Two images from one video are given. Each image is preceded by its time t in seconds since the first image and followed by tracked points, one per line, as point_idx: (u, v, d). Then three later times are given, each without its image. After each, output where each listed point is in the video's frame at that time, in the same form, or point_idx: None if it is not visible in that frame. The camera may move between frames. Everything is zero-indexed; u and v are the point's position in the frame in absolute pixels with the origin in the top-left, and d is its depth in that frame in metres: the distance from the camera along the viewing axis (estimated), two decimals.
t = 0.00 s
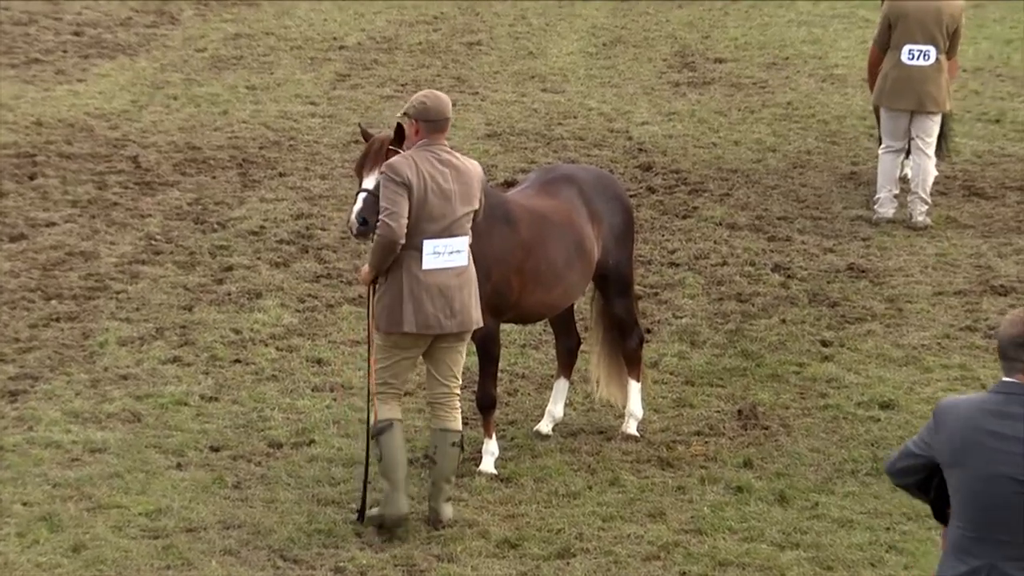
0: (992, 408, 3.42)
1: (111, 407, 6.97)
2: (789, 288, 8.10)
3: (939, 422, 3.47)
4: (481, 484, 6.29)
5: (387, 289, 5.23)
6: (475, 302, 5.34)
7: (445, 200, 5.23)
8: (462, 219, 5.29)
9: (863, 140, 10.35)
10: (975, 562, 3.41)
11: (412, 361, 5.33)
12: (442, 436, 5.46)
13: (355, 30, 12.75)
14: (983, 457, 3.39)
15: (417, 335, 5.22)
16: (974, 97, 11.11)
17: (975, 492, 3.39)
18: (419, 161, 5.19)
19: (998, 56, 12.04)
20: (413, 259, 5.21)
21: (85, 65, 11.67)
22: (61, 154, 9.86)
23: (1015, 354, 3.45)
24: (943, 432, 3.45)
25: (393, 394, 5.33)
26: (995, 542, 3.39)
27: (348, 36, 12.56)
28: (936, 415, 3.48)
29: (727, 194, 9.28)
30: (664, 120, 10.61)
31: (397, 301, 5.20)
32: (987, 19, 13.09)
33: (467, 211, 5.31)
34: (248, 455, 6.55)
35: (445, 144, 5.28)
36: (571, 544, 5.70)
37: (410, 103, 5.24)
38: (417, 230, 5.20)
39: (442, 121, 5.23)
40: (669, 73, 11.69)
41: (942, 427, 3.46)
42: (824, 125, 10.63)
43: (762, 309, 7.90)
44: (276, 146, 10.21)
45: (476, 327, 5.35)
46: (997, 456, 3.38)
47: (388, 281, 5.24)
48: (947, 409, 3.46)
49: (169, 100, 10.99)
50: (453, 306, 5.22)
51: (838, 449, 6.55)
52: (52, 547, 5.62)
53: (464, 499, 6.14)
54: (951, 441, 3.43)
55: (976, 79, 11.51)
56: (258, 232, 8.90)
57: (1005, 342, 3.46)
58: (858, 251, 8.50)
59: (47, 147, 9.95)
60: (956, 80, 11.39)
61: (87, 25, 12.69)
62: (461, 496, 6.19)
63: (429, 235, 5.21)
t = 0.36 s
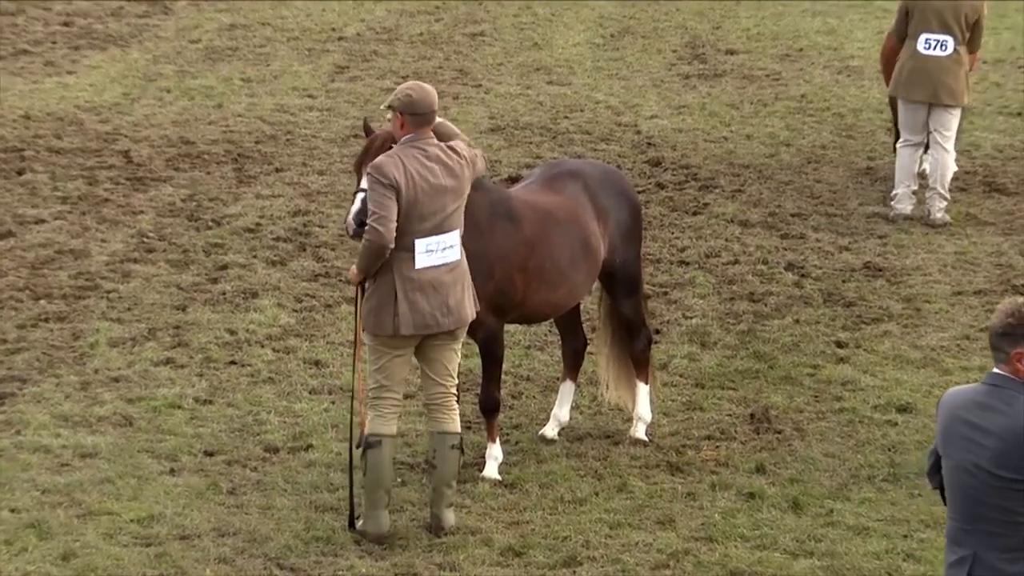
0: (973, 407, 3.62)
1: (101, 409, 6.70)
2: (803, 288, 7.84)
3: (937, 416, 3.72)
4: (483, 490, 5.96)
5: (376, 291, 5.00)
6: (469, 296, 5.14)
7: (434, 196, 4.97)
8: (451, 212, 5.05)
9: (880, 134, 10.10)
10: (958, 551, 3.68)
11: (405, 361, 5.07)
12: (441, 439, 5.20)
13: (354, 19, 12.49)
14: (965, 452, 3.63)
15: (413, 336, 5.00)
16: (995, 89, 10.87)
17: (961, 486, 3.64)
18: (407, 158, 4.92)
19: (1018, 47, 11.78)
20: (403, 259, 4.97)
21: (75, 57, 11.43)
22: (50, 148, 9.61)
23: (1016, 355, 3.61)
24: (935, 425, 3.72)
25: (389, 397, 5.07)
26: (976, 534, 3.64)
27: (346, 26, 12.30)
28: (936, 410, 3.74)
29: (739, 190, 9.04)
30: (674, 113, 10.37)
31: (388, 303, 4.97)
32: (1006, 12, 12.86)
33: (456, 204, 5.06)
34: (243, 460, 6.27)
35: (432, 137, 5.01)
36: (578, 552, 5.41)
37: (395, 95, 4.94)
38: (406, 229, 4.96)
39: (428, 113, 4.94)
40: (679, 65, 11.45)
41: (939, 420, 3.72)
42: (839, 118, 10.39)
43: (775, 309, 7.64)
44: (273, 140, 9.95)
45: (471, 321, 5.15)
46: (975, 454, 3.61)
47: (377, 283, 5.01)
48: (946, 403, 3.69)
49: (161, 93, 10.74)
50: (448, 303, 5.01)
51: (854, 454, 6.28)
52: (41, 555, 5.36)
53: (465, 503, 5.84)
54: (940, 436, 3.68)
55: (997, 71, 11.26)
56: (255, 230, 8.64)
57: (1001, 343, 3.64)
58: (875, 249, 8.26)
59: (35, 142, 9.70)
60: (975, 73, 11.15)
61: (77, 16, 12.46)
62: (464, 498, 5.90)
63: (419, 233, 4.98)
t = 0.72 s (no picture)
0: (998, 378, 3.42)
1: (90, 413, 6.52)
2: (811, 288, 7.66)
3: (946, 397, 3.44)
4: (483, 495, 5.76)
5: (363, 294, 4.82)
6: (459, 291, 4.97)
7: (418, 195, 4.79)
8: (435, 209, 4.86)
9: (890, 131, 9.93)
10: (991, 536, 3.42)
11: (396, 363, 4.89)
12: (435, 442, 5.03)
13: (350, 13, 12.31)
14: (996, 429, 3.40)
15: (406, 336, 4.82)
16: (1008, 85, 10.70)
17: (987, 466, 3.41)
18: (389, 159, 4.74)
19: None
20: (392, 260, 4.79)
21: (65, 52, 11.25)
22: (40, 145, 9.42)
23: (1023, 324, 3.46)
24: (950, 408, 3.43)
25: (382, 400, 4.89)
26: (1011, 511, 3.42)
27: (341, 20, 12.12)
28: (938, 390, 3.46)
29: (745, 188, 8.87)
30: (679, 109, 10.19)
31: (377, 306, 4.79)
32: (1017, 7, 12.70)
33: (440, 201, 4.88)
34: (237, 464, 6.07)
35: (412, 134, 4.84)
36: (580, 558, 5.21)
37: (371, 94, 4.74)
38: (391, 231, 4.78)
39: (405, 109, 4.75)
40: (683, 60, 11.27)
41: (946, 400, 3.44)
42: (848, 114, 10.22)
43: (782, 310, 7.46)
44: (267, 137, 9.78)
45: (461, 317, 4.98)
46: (1007, 427, 3.39)
47: (365, 287, 4.82)
48: (954, 382, 3.43)
49: (153, 89, 10.56)
50: (440, 301, 4.83)
51: (863, 459, 6.09)
52: (28, 562, 5.17)
53: (464, 509, 5.64)
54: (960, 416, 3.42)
55: (1009, 66, 11.09)
56: (249, 228, 8.46)
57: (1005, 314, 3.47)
58: (884, 248, 8.09)
59: (25, 138, 9.52)
60: (987, 69, 10.98)
61: (67, 9, 12.29)
62: (462, 504, 5.70)
63: (406, 233, 4.80)
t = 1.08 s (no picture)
0: (974, 368, 3.16)
1: (83, 414, 6.40)
2: (815, 288, 7.55)
3: (926, 396, 3.14)
4: (483, 498, 5.64)
5: (350, 292, 4.74)
6: (453, 293, 4.81)
7: (406, 194, 4.67)
8: (427, 209, 4.73)
9: (896, 128, 9.82)
10: (983, 532, 3.16)
11: (389, 363, 4.78)
12: (431, 444, 4.92)
13: (348, 8, 12.19)
14: (983, 424, 3.13)
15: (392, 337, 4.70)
16: (1016, 81, 10.59)
17: (976, 464, 3.14)
18: (377, 156, 4.63)
19: None
20: (377, 259, 4.69)
21: (58, 47, 11.14)
22: (33, 142, 9.31)
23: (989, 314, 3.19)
24: (933, 407, 3.14)
25: (376, 401, 4.78)
26: (1001, 504, 3.17)
27: (338, 15, 12.00)
28: (914, 390, 3.16)
29: (749, 186, 8.75)
30: (681, 106, 10.08)
31: (362, 305, 4.69)
32: None
33: (432, 200, 4.75)
34: (233, 466, 5.94)
35: (406, 130, 4.72)
36: (581, 562, 5.08)
37: (365, 88, 4.65)
38: (378, 229, 4.67)
39: (398, 106, 4.64)
40: (685, 56, 11.15)
41: (926, 400, 3.14)
42: (853, 110, 10.11)
43: (786, 309, 7.35)
44: (264, 134, 9.66)
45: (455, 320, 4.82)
46: (992, 419, 3.13)
47: (352, 283, 4.74)
48: (933, 380, 3.15)
49: (148, 85, 10.44)
50: (427, 302, 4.69)
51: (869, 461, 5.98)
52: (20, 566, 5.06)
53: (463, 513, 5.52)
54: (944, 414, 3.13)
55: (1016, 62, 10.98)
56: (245, 227, 8.34)
57: (966, 306, 3.20)
58: (890, 247, 7.97)
59: (18, 135, 9.41)
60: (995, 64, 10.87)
61: (61, 5, 12.18)
62: (461, 508, 5.58)
63: (393, 232, 4.68)
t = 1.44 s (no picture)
0: (920, 333, 3.34)
1: (83, 414, 6.40)
2: (815, 288, 7.55)
3: (874, 358, 3.32)
4: (483, 498, 5.64)
5: (341, 293, 4.74)
6: (444, 296, 4.78)
7: (394, 194, 4.66)
8: (418, 211, 4.72)
9: (896, 128, 9.82)
10: (933, 490, 3.31)
11: (383, 365, 4.78)
12: (429, 445, 4.91)
13: (348, 8, 12.19)
14: (930, 383, 3.30)
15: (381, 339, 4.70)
16: (1016, 82, 10.59)
17: (925, 421, 3.30)
18: (365, 156, 4.63)
19: None
20: (367, 261, 4.69)
21: (57, 48, 11.15)
22: (33, 142, 9.31)
23: (931, 285, 3.37)
24: (881, 367, 3.31)
25: (372, 402, 4.78)
26: (949, 463, 3.31)
27: (338, 15, 12.00)
28: (863, 353, 3.34)
29: (748, 186, 8.76)
30: (681, 106, 10.08)
31: (352, 306, 4.69)
32: None
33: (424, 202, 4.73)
34: (233, 467, 5.94)
35: (397, 131, 4.72)
36: (581, 562, 5.08)
37: (357, 89, 4.67)
38: (366, 231, 4.67)
39: (386, 104, 4.64)
40: (685, 56, 11.16)
41: (876, 362, 3.32)
42: (853, 111, 10.11)
43: (786, 310, 7.35)
44: (264, 134, 9.66)
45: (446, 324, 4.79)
46: (940, 378, 3.30)
47: (343, 284, 4.75)
48: (883, 342, 3.33)
49: (148, 85, 10.44)
50: (416, 306, 4.68)
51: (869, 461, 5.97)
52: (21, 566, 5.06)
53: (463, 513, 5.52)
54: (893, 373, 3.30)
55: (1016, 62, 10.98)
56: (244, 227, 8.34)
57: (908, 276, 3.39)
58: (890, 247, 7.98)
59: (18, 135, 9.41)
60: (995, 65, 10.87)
61: (60, 5, 12.18)
62: (461, 509, 5.57)
63: (382, 234, 4.68)
